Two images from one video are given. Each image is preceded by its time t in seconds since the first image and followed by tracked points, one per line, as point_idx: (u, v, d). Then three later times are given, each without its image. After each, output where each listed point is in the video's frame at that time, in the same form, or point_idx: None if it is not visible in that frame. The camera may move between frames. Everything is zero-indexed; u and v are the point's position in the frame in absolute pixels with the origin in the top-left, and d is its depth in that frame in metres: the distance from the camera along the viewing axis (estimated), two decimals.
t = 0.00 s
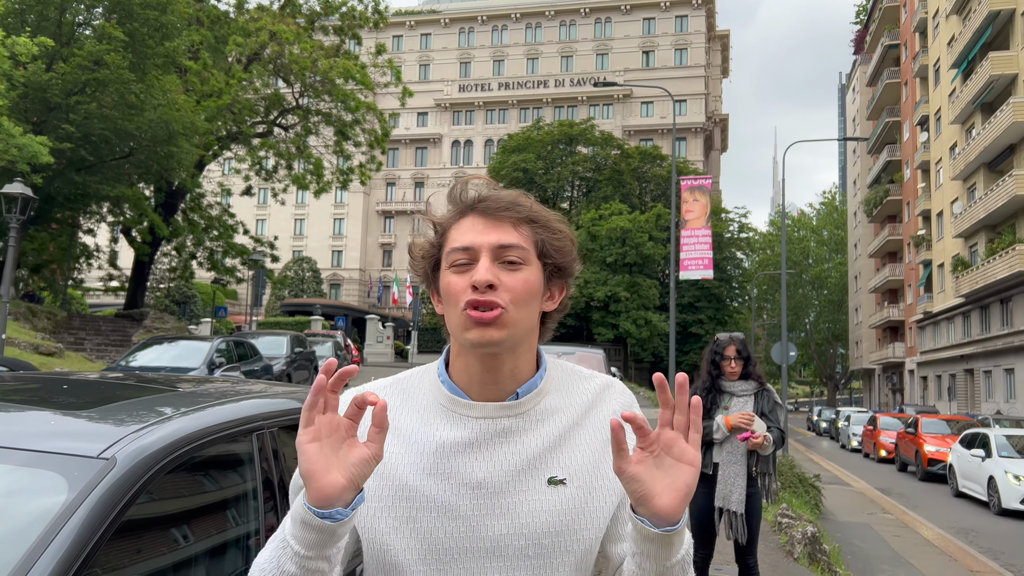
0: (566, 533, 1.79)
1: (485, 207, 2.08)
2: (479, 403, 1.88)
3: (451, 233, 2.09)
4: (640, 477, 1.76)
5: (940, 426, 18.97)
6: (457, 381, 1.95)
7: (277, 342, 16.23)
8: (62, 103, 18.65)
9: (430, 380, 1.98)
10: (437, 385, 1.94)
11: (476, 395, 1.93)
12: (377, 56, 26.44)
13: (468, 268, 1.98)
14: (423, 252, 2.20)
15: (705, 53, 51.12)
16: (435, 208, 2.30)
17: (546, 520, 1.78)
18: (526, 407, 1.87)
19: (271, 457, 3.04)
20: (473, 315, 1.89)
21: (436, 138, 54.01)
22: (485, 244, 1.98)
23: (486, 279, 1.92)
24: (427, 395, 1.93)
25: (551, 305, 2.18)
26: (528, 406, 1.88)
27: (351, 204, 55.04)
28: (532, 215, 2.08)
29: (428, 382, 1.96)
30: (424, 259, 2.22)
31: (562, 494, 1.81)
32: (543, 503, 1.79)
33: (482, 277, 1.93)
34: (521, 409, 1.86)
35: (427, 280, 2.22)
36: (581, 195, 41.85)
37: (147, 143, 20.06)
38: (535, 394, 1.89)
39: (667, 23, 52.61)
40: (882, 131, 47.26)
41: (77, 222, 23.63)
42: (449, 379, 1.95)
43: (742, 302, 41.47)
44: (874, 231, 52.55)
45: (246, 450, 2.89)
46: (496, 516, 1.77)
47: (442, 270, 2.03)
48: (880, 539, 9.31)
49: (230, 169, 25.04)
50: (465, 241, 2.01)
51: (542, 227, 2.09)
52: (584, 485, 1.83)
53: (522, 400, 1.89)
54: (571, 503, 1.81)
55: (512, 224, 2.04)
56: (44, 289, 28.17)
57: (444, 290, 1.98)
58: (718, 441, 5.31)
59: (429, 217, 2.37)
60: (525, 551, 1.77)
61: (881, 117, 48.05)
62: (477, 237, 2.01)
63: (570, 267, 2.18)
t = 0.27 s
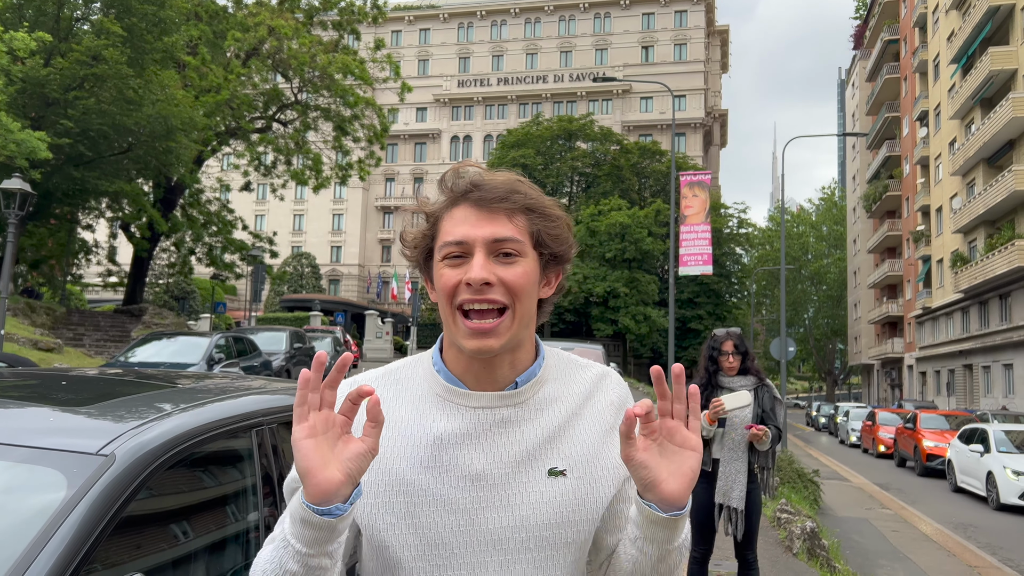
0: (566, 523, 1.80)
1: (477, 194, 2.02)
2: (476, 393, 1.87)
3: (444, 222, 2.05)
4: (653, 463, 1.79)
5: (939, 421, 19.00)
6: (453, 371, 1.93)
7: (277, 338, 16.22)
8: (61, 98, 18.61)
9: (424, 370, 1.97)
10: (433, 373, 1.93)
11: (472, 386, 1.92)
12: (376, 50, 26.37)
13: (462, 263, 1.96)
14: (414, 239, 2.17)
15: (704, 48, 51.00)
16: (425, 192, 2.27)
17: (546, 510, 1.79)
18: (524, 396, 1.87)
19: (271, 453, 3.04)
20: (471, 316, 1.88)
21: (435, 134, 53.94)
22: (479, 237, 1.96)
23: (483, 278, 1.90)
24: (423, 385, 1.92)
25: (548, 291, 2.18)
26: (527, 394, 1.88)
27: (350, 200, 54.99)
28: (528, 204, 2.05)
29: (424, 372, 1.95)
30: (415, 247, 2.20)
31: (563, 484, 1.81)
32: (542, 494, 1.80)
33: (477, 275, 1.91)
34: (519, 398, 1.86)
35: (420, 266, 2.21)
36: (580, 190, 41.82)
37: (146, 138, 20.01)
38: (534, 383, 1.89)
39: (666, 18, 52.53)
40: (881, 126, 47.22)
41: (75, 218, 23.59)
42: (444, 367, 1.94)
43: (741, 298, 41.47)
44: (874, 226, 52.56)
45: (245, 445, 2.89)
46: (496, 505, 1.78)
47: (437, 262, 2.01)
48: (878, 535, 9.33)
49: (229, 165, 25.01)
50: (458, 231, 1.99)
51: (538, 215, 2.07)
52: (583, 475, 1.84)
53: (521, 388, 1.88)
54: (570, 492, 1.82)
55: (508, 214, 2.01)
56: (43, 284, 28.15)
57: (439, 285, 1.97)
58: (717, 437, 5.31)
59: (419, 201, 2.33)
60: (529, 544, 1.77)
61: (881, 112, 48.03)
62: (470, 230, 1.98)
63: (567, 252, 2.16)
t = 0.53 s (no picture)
0: (576, 487, 1.78)
1: (488, 168, 1.99)
2: (481, 358, 1.84)
3: (452, 192, 2.02)
4: (707, 565, 1.83)
5: (938, 418, 18.99)
6: (459, 339, 1.89)
7: (276, 334, 16.21)
8: (60, 94, 18.57)
9: (426, 341, 1.92)
10: (436, 342, 1.89)
11: (478, 354, 1.88)
12: (376, 47, 26.32)
13: (473, 233, 1.93)
14: (419, 204, 2.12)
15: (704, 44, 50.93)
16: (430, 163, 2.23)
17: (556, 475, 1.76)
18: (531, 363, 1.84)
19: (270, 448, 3.03)
20: (480, 284, 1.85)
21: (435, 130, 53.88)
22: (491, 207, 1.94)
23: (495, 248, 1.87)
24: (425, 351, 1.87)
25: (551, 267, 2.15)
26: (532, 361, 1.85)
27: (350, 196, 54.94)
28: (537, 175, 2.03)
29: (426, 341, 1.90)
30: (421, 215, 2.13)
31: (571, 448, 1.79)
32: (552, 458, 1.77)
33: (490, 244, 1.88)
34: (526, 365, 1.83)
35: (422, 237, 2.16)
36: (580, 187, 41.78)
37: (145, 134, 19.97)
38: (540, 351, 1.86)
39: (666, 14, 52.43)
40: (881, 123, 47.17)
41: (75, 214, 23.55)
42: (448, 335, 1.90)
43: (741, 294, 41.46)
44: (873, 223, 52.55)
45: (244, 441, 2.88)
46: (506, 466, 1.74)
47: (446, 232, 1.98)
48: (878, 531, 9.33)
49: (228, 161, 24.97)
50: (470, 203, 1.96)
51: (547, 190, 2.05)
52: (587, 441, 1.82)
53: (526, 353, 1.85)
54: (579, 458, 1.79)
55: (517, 184, 1.98)
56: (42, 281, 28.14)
57: (448, 253, 1.94)
58: (716, 434, 5.30)
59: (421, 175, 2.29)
60: (539, 504, 1.74)
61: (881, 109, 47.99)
62: (483, 201, 1.95)
63: (570, 227, 2.15)
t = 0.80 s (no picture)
0: (595, 492, 1.79)
1: (536, 218, 1.98)
2: (510, 372, 1.85)
3: (499, 235, 2.01)
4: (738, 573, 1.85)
5: (938, 415, 18.99)
6: (493, 356, 1.89)
7: (276, 331, 16.23)
8: (60, 91, 18.55)
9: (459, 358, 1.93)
10: (470, 358, 1.89)
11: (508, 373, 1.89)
12: (376, 43, 26.26)
13: (520, 278, 1.94)
14: (462, 235, 2.09)
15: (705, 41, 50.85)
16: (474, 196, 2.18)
17: (578, 478, 1.77)
18: (556, 378, 1.86)
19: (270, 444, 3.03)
20: (525, 325, 1.86)
21: (435, 127, 53.83)
22: (539, 256, 1.95)
23: (542, 298, 1.89)
24: (454, 365, 1.89)
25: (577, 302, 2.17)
26: (559, 379, 1.87)
27: (350, 192, 54.93)
28: (580, 225, 2.04)
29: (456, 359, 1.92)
30: (463, 247, 2.10)
31: (591, 458, 1.80)
32: (575, 463, 1.78)
33: (537, 294, 1.90)
34: (553, 380, 1.85)
35: (460, 264, 2.14)
36: (580, 183, 41.75)
37: (145, 131, 19.98)
38: (566, 369, 1.88)
39: (667, 11, 52.32)
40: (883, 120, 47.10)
41: (75, 211, 23.57)
42: (481, 354, 1.91)
43: (741, 291, 41.45)
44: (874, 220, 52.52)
45: (244, 438, 2.88)
46: (531, 469, 1.75)
47: (492, 273, 1.99)
48: (878, 528, 9.35)
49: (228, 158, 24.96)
50: (521, 248, 1.95)
51: (588, 239, 2.06)
52: (607, 454, 1.83)
53: (554, 372, 1.87)
54: (599, 467, 1.81)
55: (563, 238, 1.99)
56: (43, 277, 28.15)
57: (494, 293, 1.95)
58: (715, 432, 5.31)
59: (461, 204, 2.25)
60: (564, 503, 1.75)
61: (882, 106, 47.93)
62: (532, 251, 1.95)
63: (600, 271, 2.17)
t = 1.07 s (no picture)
0: (597, 492, 1.79)
1: (552, 233, 1.94)
2: (515, 378, 1.85)
3: (513, 246, 1.96)
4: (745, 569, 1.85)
5: (938, 415, 18.99)
6: (499, 360, 1.89)
7: (277, 330, 16.24)
8: (61, 90, 18.54)
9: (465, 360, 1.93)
10: (477, 362, 1.89)
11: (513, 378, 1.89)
12: (376, 42, 26.25)
13: (532, 292, 1.91)
14: (475, 239, 2.05)
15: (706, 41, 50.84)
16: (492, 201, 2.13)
17: (581, 479, 1.78)
18: (561, 383, 1.86)
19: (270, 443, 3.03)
20: (533, 340, 1.83)
21: (436, 127, 53.82)
22: (552, 271, 1.91)
23: (552, 314, 1.86)
24: (462, 367, 1.89)
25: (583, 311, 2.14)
26: (564, 384, 1.87)
27: (351, 192, 54.94)
28: (595, 240, 2.02)
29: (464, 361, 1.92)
30: (474, 250, 2.06)
31: (595, 459, 1.81)
32: (579, 465, 1.78)
33: (547, 310, 1.86)
34: (556, 385, 1.85)
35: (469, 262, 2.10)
36: (580, 183, 41.75)
37: (146, 130, 20.00)
38: (571, 373, 1.88)
39: (668, 11, 52.30)
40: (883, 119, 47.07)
41: (76, 211, 23.59)
42: (488, 358, 1.90)
43: (742, 291, 41.44)
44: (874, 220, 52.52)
45: (245, 438, 2.88)
46: (535, 468, 1.75)
47: (502, 283, 1.95)
48: (878, 528, 9.35)
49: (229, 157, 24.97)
50: (534, 264, 1.92)
51: (600, 256, 2.04)
52: (612, 455, 1.83)
53: (559, 376, 1.87)
54: (602, 468, 1.81)
55: (577, 256, 1.95)
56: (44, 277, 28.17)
57: (503, 303, 1.92)
58: (715, 431, 5.31)
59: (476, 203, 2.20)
60: (568, 502, 1.76)
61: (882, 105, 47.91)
62: (546, 265, 1.92)
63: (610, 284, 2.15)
